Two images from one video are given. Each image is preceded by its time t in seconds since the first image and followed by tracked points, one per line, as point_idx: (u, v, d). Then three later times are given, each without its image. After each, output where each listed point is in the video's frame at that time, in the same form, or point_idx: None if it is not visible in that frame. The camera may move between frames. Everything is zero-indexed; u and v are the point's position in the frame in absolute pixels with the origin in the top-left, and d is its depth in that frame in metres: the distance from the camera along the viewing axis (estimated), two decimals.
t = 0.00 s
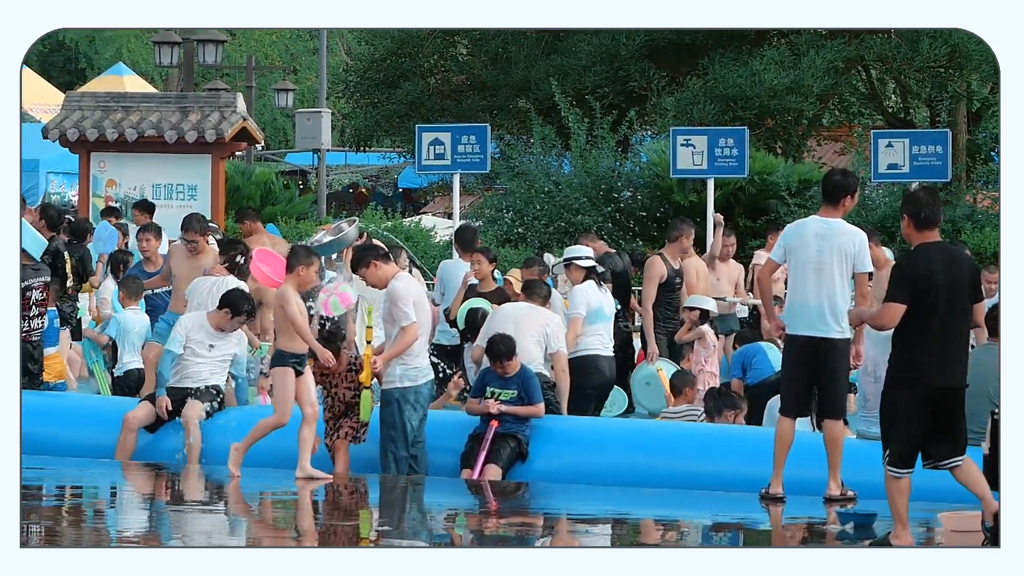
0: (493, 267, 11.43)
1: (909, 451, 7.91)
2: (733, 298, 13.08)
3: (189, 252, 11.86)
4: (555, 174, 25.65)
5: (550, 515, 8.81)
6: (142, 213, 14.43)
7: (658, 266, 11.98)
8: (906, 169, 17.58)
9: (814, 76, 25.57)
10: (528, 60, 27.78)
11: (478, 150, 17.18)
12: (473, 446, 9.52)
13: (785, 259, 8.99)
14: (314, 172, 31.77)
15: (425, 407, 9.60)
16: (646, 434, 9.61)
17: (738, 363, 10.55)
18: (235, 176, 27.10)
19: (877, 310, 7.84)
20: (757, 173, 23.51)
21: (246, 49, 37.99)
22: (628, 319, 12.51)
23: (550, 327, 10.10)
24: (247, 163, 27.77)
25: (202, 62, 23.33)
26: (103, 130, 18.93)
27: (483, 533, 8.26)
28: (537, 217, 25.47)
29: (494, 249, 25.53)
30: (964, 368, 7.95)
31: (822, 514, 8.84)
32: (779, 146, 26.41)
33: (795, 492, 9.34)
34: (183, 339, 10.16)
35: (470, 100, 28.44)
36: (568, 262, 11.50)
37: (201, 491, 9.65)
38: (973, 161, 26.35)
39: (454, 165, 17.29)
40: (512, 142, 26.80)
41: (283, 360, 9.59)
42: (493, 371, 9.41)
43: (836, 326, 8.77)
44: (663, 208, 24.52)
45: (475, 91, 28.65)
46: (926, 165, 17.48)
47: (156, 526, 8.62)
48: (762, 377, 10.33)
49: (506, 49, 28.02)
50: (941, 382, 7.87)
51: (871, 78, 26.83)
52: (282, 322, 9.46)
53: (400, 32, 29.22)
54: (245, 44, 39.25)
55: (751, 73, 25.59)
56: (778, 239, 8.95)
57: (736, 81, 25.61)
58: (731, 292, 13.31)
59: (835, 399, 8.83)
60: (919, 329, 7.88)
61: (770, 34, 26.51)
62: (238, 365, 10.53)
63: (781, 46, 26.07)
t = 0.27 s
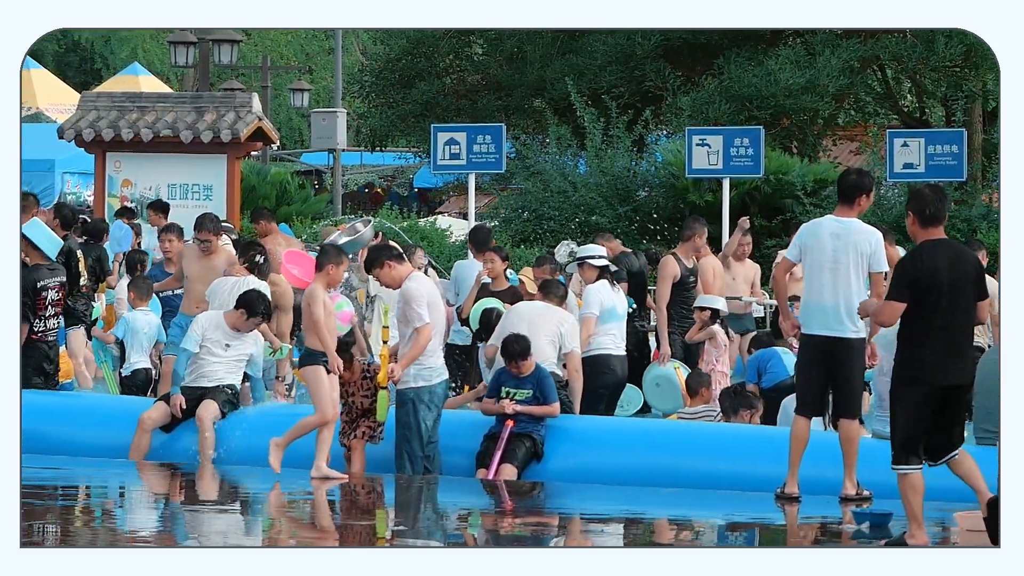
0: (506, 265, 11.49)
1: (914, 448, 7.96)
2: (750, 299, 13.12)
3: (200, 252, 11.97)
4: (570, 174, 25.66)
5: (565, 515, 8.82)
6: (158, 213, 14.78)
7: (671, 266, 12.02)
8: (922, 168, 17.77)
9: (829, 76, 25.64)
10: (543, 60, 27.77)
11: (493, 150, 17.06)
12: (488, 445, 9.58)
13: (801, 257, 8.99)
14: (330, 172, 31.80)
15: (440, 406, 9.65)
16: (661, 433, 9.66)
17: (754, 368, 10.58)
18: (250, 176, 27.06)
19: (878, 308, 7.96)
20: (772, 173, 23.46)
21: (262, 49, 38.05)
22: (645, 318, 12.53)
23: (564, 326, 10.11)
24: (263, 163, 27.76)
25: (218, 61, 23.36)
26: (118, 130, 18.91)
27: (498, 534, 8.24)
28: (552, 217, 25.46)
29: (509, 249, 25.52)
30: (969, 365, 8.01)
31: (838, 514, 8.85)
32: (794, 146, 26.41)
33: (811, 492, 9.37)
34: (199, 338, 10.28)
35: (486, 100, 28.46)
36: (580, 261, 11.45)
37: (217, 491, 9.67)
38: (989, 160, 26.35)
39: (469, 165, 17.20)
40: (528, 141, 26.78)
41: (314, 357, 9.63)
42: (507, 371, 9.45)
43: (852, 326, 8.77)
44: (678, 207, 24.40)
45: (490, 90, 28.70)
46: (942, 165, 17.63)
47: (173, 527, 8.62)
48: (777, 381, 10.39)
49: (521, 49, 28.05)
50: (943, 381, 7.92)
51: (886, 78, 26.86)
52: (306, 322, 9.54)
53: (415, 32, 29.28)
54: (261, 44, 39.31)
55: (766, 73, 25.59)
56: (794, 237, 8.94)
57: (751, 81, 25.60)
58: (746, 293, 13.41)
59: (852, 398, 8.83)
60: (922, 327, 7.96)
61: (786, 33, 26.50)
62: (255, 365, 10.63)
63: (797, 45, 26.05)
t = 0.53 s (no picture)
0: (516, 264, 11.61)
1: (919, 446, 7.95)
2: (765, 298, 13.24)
3: (210, 252, 12.02)
4: (584, 173, 25.68)
5: (580, 514, 8.84)
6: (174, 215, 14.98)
7: (683, 265, 11.97)
8: (935, 167, 17.76)
9: (843, 75, 25.66)
10: (556, 59, 27.79)
11: (508, 149, 17.17)
12: (502, 445, 9.67)
13: (815, 257, 8.99)
14: (343, 172, 31.85)
15: (455, 405, 9.68)
16: (674, 433, 9.71)
17: (767, 373, 10.65)
18: (264, 176, 27.03)
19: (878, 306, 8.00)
20: (787, 172, 23.42)
21: (275, 49, 38.07)
22: (660, 317, 12.55)
23: (577, 327, 10.10)
24: (276, 163, 27.71)
25: (232, 62, 23.39)
26: (131, 131, 18.90)
27: (513, 534, 8.22)
28: (565, 217, 25.47)
29: (523, 248, 25.55)
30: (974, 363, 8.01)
31: (852, 513, 8.86)
32: (808, 145, 26.43)
33: (824, 492, 9.39)
34: (214, 337, 10.38)
35: (500, 100, 28.49)
36: (592, 261, 11.45)
37: (229, 490, 9.67)
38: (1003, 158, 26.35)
39: (484, 164, 17.31)
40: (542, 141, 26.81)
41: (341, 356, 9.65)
42: (521, 371, 9.52)
43: (865, 325, 8.78)
44: (693, 206, 24.40)
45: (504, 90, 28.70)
46: (956, 163, 17.64)
47: (190, 527, 8.64)
48: (791, 386, 10.50)
49: (534, 48, 28.07)
50: (947, 379, 7.92)
51: (900, 77, 26.88)
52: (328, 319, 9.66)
53: (429, 32, 29.29)
54: (273, 44, 39.38)
55: (779, 72, 25.67)
56: (808, 237, 8.95)
57: (765, 80, 25.63)
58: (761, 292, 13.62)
59: (865, 398, 8.84)
60: (925, 324, 7.99)
61: (800, 32, 26.47)
62: (269, 367, 10.71)
63: (810, 44, 26.04)
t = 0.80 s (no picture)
0: (526, 264, 11.61)
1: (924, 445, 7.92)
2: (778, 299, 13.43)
3: (217, 252, 12.05)
4: (595, 173, 25.72)
5: (592, 514, 8.84)
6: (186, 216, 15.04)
7: (694, 264, 11.96)
8: (947, 166, 17.74)
9: (855, 74, 25.68)
10: (568, 59, 27.87)
11: (520, 150, 17.18)
12: (514, 446, 9.72)
13: (827, 256, 9.00)
14: (355, 172, 31.92)
15: (467, 405, 9.74)
16: (685, 433, 9.74)
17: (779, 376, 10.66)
18: (276, 176, 27.05)
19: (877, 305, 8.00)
20: (798, 172, 23.41)
21: (286, 49, 38.15)
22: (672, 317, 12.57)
23: (588, 328, 10.08)
24: (288, 163, 27.75)
25: (243, 62, 23.43)
26: (143, 131, 18.93)
27: (524, 533, 8.20)
28: (575, 216, 25.49)
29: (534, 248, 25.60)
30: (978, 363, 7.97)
31: (864, 513, 8.86)
32: (820, 145, 26.46)
33: (836, 492, 9.40)
34: (226, 337, 10.39)
35: (512, 100, 28.53)
36: (602, 261, 11.44)
37: (239, 490, 9.68)
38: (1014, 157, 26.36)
39: (496, 164, 17.33)
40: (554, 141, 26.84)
41: (366, 355, 9.66)
42: (532, 371, 9.59)
43: (877, 325, 8.77)
44: (704, 206, 24.42)
45: (516, 90, 28.75)
46: (968, 163, 17.65)
47: (202, 527, 8.64)
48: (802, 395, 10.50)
49: (546, 48, 28.12)
50: (949, 378, 7.89)
51: (912, 76, 26.90)
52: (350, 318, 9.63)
53: (441, 32, 29.34)
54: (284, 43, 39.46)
55: (791, 72, 25.72)
56: (820, 237, 8.95)
57: (777, 80, 25.68)
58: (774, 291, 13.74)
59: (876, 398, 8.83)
60: (927, 324, 7.95)
61: (813, 32, 26.51)
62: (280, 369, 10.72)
63: (822, 44, 26.04)
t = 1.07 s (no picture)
0: (527, 263, 11.62)
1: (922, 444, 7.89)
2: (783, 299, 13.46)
3: (215, 251, 12.29)
4: (600, 173, 25.71)
5: (595, 513, 8.84)
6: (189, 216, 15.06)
7: (698, 262, 12.03)
8: (952, 166, 17.75)
9: (859, 74, 25.68)
10: (572, 59, 27.87)
11: (524, 149, 17.20)
12: (519, 446, 9.75)
13: (831, 255, 9.01)
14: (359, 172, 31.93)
15: (472, 404, 9.79)
16: (689, 433, 9.76)
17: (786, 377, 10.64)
18: (280, 176, 27.03)
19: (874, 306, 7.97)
20: (802, 172, 23.40)
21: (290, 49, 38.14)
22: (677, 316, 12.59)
23: (590, 330, 10.08)
24: (293, 163, 27.67)
25: (247, 61, 23.43)
26: (147, 131, 18.91)
27: (527, 533, 8.19)
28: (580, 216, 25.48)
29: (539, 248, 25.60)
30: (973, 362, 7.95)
31: (867, 512, 8.86)
32: (824, 144, 26.46)
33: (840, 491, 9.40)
34: (230, 338, 10.43)
35: (516, 99, 28.54)
36: (604, 260, 11.44)
37: (243, 489, 9.69)
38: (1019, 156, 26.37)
39: (500, 164, 17.32)
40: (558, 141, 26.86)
41: (383, 356, 9.60)
42: (536, 370, 9.63)
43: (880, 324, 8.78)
44: (709, 205, 24.41)
45: (520, 90, 28.76)
46: (972, 162, 17.66)
47: (207, 526, 8.64)
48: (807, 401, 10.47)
49: (550, 48, 28.15)
50: (946, 378, 7.86)
51: (917, 75, 26.90)
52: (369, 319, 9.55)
53: (445, 32, 29.36)
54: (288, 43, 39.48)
55: (795, 72, 25.75)
56: (825, 236, 8.96)
57: (781, 80, 25.73)
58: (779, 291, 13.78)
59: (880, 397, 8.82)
60: (924, 324, 7.93)
61: (817, 32, 26.53)
62: (284, 371, 10.75)
63: (826, 43, 26.04)
